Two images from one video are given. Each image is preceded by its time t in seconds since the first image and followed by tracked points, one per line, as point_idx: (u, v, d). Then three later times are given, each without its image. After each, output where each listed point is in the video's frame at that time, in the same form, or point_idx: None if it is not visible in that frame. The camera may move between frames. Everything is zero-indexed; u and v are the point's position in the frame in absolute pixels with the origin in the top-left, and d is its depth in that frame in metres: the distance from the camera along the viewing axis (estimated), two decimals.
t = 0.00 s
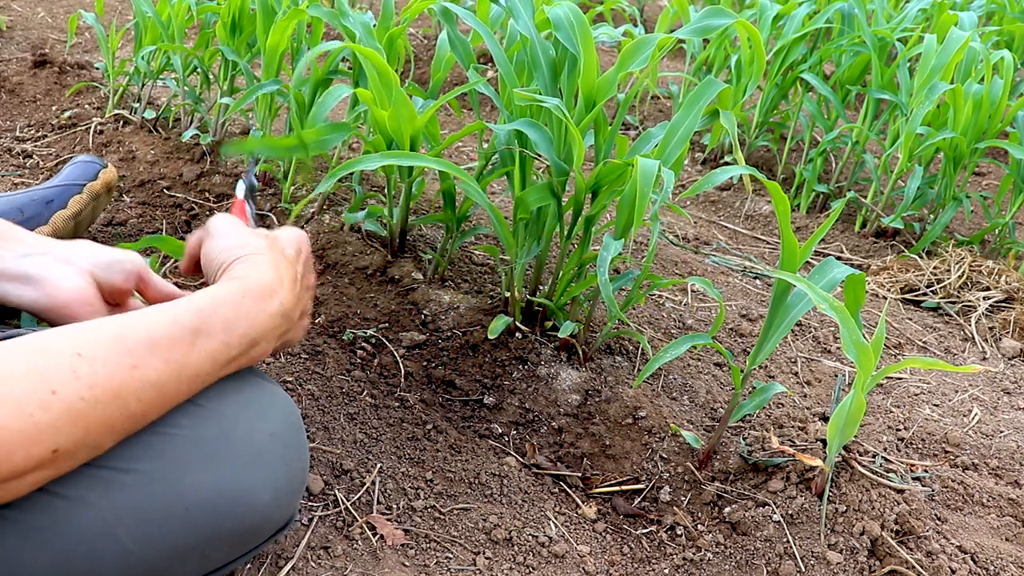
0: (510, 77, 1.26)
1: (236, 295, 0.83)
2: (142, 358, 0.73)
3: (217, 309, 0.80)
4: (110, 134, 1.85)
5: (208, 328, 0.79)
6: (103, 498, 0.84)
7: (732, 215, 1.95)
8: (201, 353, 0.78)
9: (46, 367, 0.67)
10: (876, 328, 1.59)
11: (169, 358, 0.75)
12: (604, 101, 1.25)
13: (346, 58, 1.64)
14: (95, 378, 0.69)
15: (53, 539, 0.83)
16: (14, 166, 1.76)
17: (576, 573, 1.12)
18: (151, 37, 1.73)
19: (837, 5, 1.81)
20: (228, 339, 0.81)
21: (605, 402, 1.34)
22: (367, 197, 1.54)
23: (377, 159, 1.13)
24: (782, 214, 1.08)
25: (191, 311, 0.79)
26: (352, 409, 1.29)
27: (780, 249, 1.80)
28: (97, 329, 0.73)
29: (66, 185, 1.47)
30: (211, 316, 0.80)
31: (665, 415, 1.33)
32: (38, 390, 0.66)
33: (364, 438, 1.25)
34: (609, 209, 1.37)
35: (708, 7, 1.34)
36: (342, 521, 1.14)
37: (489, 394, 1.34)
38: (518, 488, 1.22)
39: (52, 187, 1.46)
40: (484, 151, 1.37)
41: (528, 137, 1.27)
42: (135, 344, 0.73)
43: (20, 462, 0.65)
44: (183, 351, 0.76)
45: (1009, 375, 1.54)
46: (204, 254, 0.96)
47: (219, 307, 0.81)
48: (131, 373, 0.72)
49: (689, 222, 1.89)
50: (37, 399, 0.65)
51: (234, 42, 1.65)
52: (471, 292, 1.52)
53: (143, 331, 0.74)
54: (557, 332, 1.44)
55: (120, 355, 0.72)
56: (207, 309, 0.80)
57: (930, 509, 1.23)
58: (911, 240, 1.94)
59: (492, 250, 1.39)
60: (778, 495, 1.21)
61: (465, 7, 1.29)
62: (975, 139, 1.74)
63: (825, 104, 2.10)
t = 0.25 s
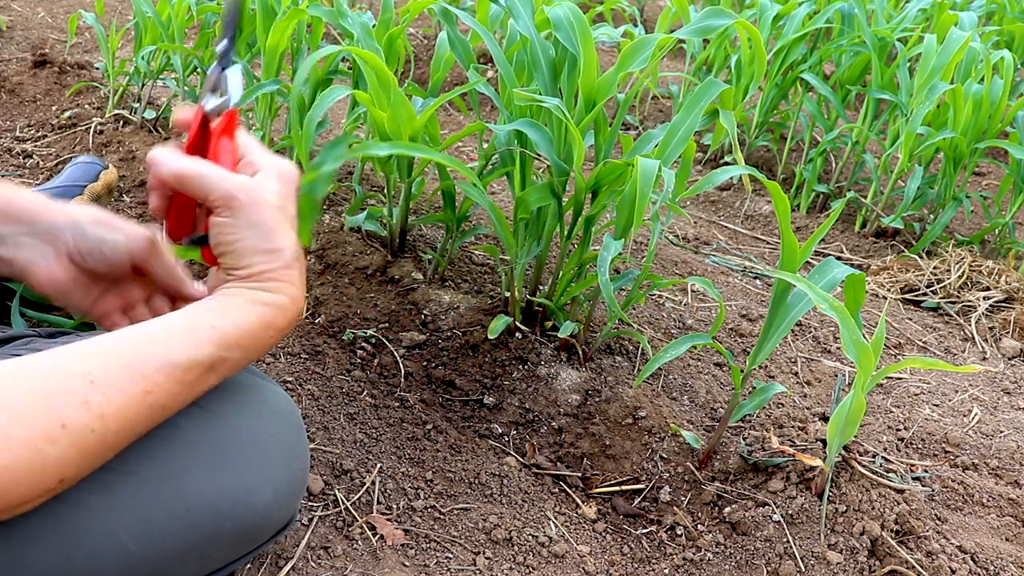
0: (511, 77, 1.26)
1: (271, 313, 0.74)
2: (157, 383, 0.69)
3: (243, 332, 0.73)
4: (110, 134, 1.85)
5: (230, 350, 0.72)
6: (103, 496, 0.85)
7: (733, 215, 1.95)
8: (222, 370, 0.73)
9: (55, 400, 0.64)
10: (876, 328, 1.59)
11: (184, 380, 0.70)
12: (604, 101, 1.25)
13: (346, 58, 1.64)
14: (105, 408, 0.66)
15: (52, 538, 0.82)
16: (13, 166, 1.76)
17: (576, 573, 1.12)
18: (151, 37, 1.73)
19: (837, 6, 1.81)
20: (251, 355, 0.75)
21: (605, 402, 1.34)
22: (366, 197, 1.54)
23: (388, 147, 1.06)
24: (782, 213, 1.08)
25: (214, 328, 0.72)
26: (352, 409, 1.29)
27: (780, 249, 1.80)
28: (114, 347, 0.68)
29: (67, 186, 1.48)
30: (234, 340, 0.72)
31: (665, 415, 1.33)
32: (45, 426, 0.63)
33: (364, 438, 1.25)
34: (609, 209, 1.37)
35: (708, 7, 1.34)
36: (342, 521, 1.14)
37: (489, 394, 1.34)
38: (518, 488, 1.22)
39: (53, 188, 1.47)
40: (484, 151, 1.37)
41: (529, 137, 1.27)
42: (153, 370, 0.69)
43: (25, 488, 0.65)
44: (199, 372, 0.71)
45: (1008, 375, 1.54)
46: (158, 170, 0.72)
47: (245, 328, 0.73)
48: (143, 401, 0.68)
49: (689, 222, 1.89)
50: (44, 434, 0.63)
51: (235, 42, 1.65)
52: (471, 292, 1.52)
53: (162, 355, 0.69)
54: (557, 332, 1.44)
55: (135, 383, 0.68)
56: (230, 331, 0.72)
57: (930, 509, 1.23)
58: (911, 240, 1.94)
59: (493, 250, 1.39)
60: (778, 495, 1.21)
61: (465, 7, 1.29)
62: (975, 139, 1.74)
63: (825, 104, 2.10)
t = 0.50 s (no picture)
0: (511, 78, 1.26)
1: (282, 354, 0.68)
2: (143, 414, 0.63)
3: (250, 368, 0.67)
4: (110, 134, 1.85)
5: (226, 388, 0.67)
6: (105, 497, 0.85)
7: (732, 215, 1.95)
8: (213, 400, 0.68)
9: (26, 431, 0.59)
10: (876, 328, 1.59)
11: (173, 413, 0.65)
12: (604, 101, 1.25)
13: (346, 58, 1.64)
14: (82, 438, 0.61)
15: (54, 538, 0.82)
16: (14, 166, 1.76)
17: (576, 573, 1.12)
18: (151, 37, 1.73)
19: (837, 6, 1.81)
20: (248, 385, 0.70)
21: (605, 402, 1.34)
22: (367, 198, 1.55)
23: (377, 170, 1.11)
24: (782, 213, 1.08)
25: (219, 365, 0.66)
26: (352, 409, 1.29)
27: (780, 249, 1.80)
28: (101, 372, 0.62)
29: (68, 186, 1.48)
30: (235, 377, 0.67)
31: (665, 415, 1.33)
32: (13, 456, 0.59)
33: (364, 438, 1.25)
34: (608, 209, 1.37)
35: (708, 6, 1.34)
36: (342, 521, 1.14)
37: (489, 394, 1.34)
38: (518, 488, 1.22)
39: (54, 188, 1.47)
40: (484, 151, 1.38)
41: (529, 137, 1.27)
42: (141, 404, 0.63)
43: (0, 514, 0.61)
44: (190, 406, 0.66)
45: (1008, 375, 1.54)
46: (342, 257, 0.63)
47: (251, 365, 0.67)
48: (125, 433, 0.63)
49: (689, 222, 1.89)
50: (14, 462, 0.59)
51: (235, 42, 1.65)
52: (471, 292, 1.52)
53: (153, 389, 0.63)
54: (557, 332, 1.44)
55: (117, 416, 0.62)
56: (234, 369, 0.66)
57: (930, 509, 1.23)
58: (911, 240, 1.94)
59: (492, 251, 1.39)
60: (778, 495, 1.21)
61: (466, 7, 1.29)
62: (975, 139, 1.74)
63: (825, 104, 2.10)
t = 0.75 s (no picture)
0: (511, 77, 1.26)
1: (288, 370, 0.77)
2: (147, 405, 0.71)
3: (249, 376, 0.75)
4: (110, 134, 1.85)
5: (225, 392, 0.74)
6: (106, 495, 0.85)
7: (732, 215, 1.95)
8: (216, 407, 0.75)
9: (43, 399, 0.68)
10: (876, 328, 1.59)
11: (176, 409, 0.73)
12: (604, 100, 1.25)
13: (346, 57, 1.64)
14: (89, 416, 0.69)
15: (55, 536, 0.83)
16: (13, 166, 1.76)
17: (576, 573, 1.12)
18: (151, 37, 1.73)
19: (837, 6, 1.81)
20: (251, 400, 0.77)
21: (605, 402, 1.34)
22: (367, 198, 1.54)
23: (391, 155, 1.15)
24: (782, 214, 1.08)
25: (222, 367, 0.74)
26: (352, 409, 1.29)
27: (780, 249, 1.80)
28: (117, 361, 0.71)
29: (68, 186, 1.47)
30: (238, 383, 0.75)
31: (665, 415, 1.33)
32: (27, 422, 0.67)
33: (364, 437, 1.25)
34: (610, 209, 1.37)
35: (708, 7, 1.34)
36: (342, 521, 1.14)
37: (489, 394, 1.34)
38: (518, 488, 1.22)
39: (53, 188, 1.47)
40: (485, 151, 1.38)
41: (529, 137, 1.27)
42: (148, 390, 0.71)
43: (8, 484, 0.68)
44: (191, 406, 0.74)
45: (1008, 375, 1.54)
46: (402, 333, 0.84)
47: (253, 375, 0.75)
48: (128, 418, 0.71)
49: (689, 222, 1.89)
50: (24, 429, 0.67)
51: (235, 42, 1.65)
52: (472, 292, 1.52)
53: (159, 382, 0.71)
54: (558, 332, 1.44)
55: (125, 401, 0.70)
56: (236, 373, 0.74)
57: (930, 509, 1.22)
58: (911, 240, 1.94)
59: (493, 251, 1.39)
60: (778, 495, 1.21)
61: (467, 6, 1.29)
62: (975, 139, 1.74)
63: (825, 104, 2.10)
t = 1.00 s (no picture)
0: (511, 78, 1.26)
1: (291, 330, 0.86)
2: (165, 380, 0.76)
3: (253, 344, 0.82)
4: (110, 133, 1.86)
5: (234, 359, 0.81)
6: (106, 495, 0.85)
7: (732, 215, 1.95)
8: (226, 381, 0.81)
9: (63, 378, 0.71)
10: (876, 328, 1.59)
11: (189, 381, 0.77)
12: (604, 100, 1.25)
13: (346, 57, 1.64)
14: (111, 391, 0.73)
15: (54, 537, 0.83)
16: (14, 166, 1.76)
17: (576, 573, 1.12)
18: (151, 37, 1.73)
19: (837, 6, 1.81)
20: (257, 373, 0.83)
21: (605, 402, 1.34)
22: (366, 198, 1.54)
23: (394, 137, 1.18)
24: (782, 214, 1.08)
25: (227, 337, 0.81)
26: (352, 409, 1.29)
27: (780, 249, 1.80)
28: (131, 342, 0.76)
29: (67, 185, 1.47)
30: (244, 348, 0.81)
31: (665, 415, 1.33)
32: (54, 401, 0.70)
33: (364, 438, 1.25)
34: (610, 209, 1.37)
35: (708, 6, 1.34)
36: (342, 521, 1.14)
37: (489, 394, 1.34)
38: (518, 488, 1.22)
39: (53, 187, 1.47)
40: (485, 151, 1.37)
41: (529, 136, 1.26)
42: (164, 365, 0.76)
43: (33, 469, 0.70)
44: (205, 377, 0.79)
45: (1009, 375, 1.54)
46: (391, 294, 0.97)
47: (256, 340, 0.83)
48: (147, 393, 0.75)
49: (689, 222, 1.89)
50: (52, 407, 0.70)
51: (235, 42, 1.65)
52: (472, 292, 1.51)
53: (171, 354, 0.77)
54: (557, 332, 1.44)
55: (144, 375, 0.75)
56: (238, 341, 0.81)
57: (930, 509, 1.22)
58: (911, 240, 1.94)
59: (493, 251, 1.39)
60: (778, 495, 1.21)
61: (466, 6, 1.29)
62: (975, 139, 1.74)
63: (825, 104, 2.10)
